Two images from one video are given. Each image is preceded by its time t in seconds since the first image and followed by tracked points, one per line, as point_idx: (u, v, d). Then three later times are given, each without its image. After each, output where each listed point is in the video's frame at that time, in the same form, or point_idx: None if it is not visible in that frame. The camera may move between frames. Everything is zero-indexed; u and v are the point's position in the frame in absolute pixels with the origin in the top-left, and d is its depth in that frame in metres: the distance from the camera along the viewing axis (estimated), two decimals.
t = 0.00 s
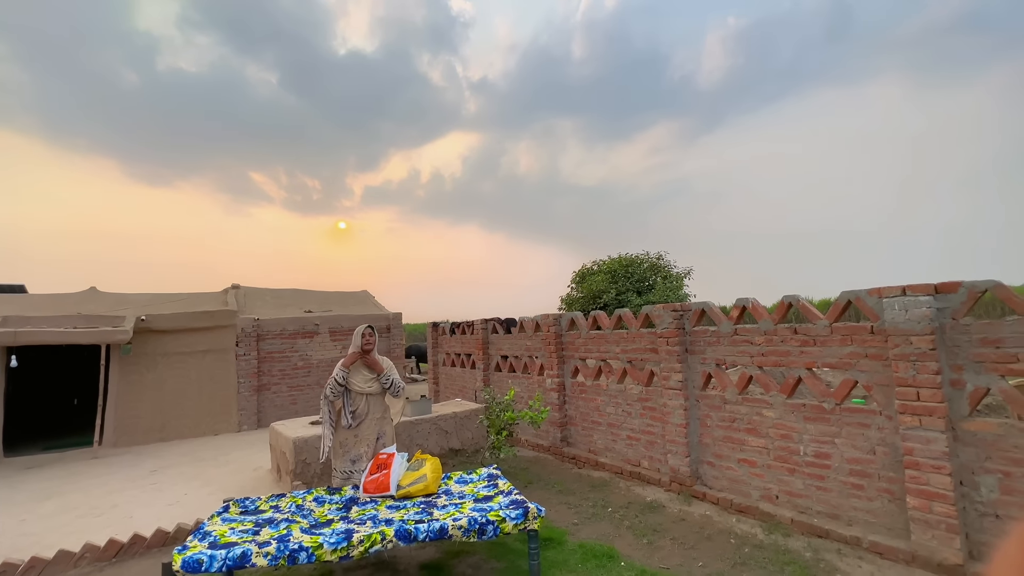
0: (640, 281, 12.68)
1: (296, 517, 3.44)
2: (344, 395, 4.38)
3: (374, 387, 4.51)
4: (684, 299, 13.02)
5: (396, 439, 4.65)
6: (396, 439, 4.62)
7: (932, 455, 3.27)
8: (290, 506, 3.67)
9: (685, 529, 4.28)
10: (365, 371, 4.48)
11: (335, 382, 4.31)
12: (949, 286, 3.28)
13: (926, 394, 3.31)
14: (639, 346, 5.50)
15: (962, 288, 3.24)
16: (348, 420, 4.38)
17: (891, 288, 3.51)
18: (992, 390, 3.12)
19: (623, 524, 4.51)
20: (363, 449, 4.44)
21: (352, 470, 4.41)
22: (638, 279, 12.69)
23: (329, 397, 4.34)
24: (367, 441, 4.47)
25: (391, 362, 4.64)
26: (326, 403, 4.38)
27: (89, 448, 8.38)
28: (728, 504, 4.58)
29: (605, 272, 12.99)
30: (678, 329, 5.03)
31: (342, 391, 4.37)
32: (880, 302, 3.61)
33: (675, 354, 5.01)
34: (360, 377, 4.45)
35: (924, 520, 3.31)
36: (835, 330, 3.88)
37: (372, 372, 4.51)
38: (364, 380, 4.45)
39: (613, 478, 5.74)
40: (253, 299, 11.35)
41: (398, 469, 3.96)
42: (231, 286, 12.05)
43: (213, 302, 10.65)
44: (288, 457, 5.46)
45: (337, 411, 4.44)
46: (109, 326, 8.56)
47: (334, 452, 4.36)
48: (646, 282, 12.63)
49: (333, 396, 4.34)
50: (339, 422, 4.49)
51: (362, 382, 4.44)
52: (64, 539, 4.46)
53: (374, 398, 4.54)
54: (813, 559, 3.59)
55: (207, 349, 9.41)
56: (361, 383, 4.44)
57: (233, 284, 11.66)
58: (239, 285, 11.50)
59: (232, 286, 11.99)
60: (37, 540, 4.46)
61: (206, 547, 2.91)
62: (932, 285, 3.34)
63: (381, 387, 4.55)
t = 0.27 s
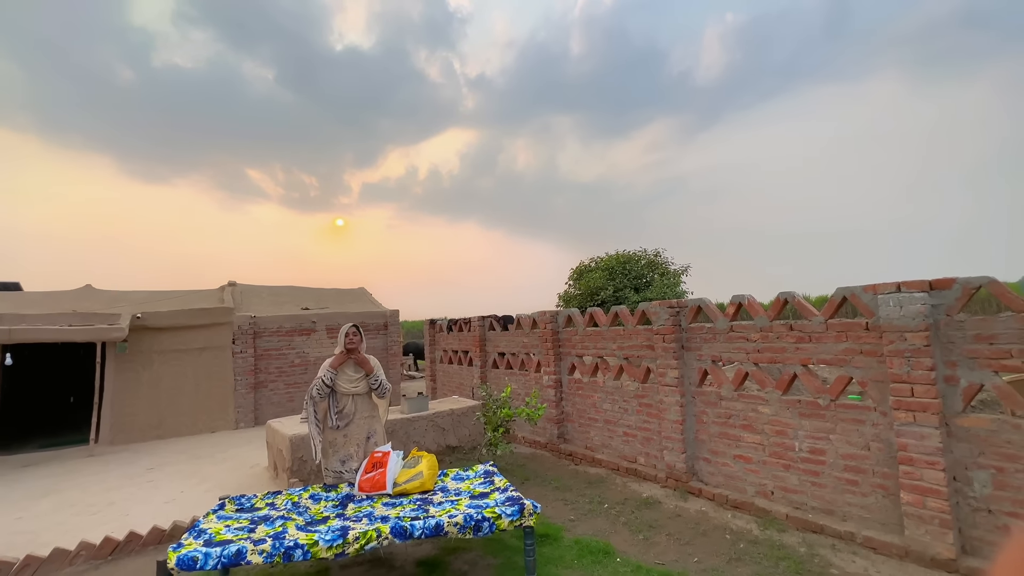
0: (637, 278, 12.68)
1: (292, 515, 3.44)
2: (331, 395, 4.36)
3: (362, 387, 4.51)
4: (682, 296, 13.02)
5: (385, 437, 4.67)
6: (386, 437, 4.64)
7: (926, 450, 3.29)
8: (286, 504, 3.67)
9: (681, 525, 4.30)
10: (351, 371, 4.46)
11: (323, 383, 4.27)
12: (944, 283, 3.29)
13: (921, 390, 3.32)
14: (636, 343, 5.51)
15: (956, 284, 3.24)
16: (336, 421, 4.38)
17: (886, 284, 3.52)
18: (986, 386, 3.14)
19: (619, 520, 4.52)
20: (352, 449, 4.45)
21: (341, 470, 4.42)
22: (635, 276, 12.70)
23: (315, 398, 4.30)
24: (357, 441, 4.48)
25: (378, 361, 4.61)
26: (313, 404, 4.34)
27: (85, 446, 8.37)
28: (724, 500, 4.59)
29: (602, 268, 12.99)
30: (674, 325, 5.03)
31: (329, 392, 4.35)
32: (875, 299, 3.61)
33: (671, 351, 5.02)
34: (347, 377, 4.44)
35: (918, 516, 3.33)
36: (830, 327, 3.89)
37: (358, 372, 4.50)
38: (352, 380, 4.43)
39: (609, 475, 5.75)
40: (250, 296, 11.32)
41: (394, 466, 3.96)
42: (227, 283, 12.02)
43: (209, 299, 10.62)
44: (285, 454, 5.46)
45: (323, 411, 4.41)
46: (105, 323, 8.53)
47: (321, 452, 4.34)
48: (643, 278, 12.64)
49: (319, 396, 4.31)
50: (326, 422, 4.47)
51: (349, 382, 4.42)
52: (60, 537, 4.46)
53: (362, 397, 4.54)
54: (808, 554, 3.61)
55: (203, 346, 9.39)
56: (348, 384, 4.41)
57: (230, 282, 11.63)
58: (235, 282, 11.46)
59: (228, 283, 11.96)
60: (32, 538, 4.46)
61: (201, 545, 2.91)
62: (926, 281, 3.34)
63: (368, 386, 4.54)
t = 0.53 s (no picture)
0: (636, 274, 12.69)
1: (290, 510, 3.45)
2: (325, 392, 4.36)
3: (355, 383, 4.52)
4: (680, 291, 13.03)
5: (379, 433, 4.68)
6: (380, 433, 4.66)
7: (922, 445, 3.30)
8: (284, 499, 3.68)
9: (678, 520, 4.32)
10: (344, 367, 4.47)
11: (316, 378, 4.28)
12: (941, 278, 3.29)
13: (918, 385, 3.33)
14: (634, 339, 5.51)
15: (954, 279, 3.25)
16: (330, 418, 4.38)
17: (884, 280, 3.52)
18: (983, 381, 3.15)
19: (617, 514, 4.54)
20: (347, 446, 4.46)
21: (336, 467, 4.42)
22: (634, 271, 12.70)
23: (309, 394, 4.30)
24: (351, 438, 4.48)
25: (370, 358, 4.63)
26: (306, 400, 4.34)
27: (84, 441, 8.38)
28: (721, 495, 4.61)
29: (601, 264, 12.99)
30: (673, 321, 5.03)
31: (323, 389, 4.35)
32: (873, 294, 3.61)
33: (669, 347, 5.03)
34: (340, 373, 4.44)
35: (913, 510, 3.34)
36: (828, 322, 3.89)
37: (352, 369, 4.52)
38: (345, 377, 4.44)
39: (607, 470, 5.77)
40: (248, 292, 11.31)
41: (393, 462, 3.97)
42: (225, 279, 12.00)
43: (207, 295, 10.61)
44: (283, 450, 5.47)
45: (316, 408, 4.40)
46: (103, 319, 8.52)
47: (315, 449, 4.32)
48: (642, 274, 12.65)
49: (313, 392, 4.31)
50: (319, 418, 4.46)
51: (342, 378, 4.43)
52: (59, 532, 4.47)
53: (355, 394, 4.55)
54: (804, 548, 3.63)
55: (202, 342, 9.39)
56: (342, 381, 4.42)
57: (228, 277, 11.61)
58: (234, 278, 11.45)
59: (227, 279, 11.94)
60: (31, 534, 4.47)
61: (200, 540, 2.91)
62: (924, 276, 3.34)
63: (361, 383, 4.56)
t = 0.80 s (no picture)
0: (637, 269, 12.68)
1: (292, 502, 3.48)
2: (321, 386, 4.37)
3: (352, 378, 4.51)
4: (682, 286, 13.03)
5: (379, 428, 4.66)
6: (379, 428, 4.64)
7: (921, 439, 3.31)
8: (286, 492, 3.70)
9: (678, 513, 4.34)
10: (341, 361, 4.49)
11: (313, 372, 4.29)
12: (943, 273, 3.28)
13: (918, 380, 3.33)
14: (634, 333, 5.52)
15: (955, 274, 3.24)
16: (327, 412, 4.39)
17: (886, 274, 3.52)
18: (983, 376, 3.16)
19: (617, 508, 4.56)
20: (345, 440, 4.44)
21: (335, 461, 4.41)
22: (635, 266, 12.70)
23: (305, 388, 4.31)
24: (350, 433, 4.47)
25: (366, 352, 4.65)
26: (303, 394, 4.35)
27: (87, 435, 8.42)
28: (721, 489, 4.63)
29: (602, 259, 12.98)
30: (673, 315, 5.04)
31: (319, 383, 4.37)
32: (874, 289, 3.61)
33: (669, 341, 5.04)
34: (337, 368, 4.46)
35: (912, 504, 3.36)
36: (828, 317, 3.89)
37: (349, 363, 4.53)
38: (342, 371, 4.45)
39: (607, 464, 5.79)
40: (249, 286, 11.32)
41: (393, 456, 3.99)
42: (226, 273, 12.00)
43: (208, 289, 10.62)
44: (285, 443, 5.50)
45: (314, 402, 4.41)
46: (105, 313, 8.55)
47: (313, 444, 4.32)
48: (643, 269, 12.64)
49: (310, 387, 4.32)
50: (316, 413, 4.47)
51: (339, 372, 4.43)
52: (63, 525, 4.51)
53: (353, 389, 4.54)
54: (803, 541, 3.65)
55: (203, 336, 9.42)
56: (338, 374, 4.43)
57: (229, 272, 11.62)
58: (235, 272, 11.46)
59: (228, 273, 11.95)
60: (35, 526, 4.50)
61: (202, 532, 2.93)
62: (925, 271, 3.34)
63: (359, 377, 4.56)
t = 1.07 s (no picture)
0: (640, 263, 12.65)
1: (295, 494, 3.50)
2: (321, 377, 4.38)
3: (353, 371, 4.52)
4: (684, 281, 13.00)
5: (379, 421, 4.67)
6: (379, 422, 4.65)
7: (924, 434, 3.30)
8: (289, 484, 3.72)
9: (679, 507, 4.35)
10: (340, 352, 4.50)
11: (314, 365, 4.31)
12: (948, 267, 3.27)
13: (921, 374, 3.32)
14: (637, 328, 5.52)
15: (960, 268, 3.22)
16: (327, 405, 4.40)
17: (890, 269, 3.50)
18: (987, 370, 3.14)
19: (619, 501, 4.58)
20: (346, 433, 4.46)
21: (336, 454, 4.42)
22: (638, 261, 12.66)
23: (305, 379, 4.32)
24: (350, 426, 4.49)
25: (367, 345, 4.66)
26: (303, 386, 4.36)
27: (92, 428, 8.48)
28: (722, 483, 4.64)
29: (605, 253, 12.96)
30: (675, 310, 5.03)
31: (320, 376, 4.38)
32: (878, 283, 3.59)
33: (671, 335, 5.03)
34: (338, 361, 4.46)
35: (914, 498, 3.36)
36: (832, 311, 3.88)
37: (348, 354, 4.54)
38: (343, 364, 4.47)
39: (609, 457, 5.81)
40: (252, 280, 11.35)
41: (395, 449, 4.01)
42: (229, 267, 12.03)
43: (211, 283, 10.66)
44: (289, 436, 5.53)
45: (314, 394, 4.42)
46: (109, 307, 8.59)
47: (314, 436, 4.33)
48: (646, 264, 12.61)
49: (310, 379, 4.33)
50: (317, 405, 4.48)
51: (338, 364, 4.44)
52: (69, 516, 4.55)
53: (354, 382, 4.55)
54: (804, 535, 3.66)
55: (207, 330, 9.45)
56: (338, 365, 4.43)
57: (232, 266, 11.65)
58: (238, 267, 11.49)
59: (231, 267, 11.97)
60: (42, 517, 4.55)
61: (206, 523, 2.96)
62: (930, 265, 3.32)
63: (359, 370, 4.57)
